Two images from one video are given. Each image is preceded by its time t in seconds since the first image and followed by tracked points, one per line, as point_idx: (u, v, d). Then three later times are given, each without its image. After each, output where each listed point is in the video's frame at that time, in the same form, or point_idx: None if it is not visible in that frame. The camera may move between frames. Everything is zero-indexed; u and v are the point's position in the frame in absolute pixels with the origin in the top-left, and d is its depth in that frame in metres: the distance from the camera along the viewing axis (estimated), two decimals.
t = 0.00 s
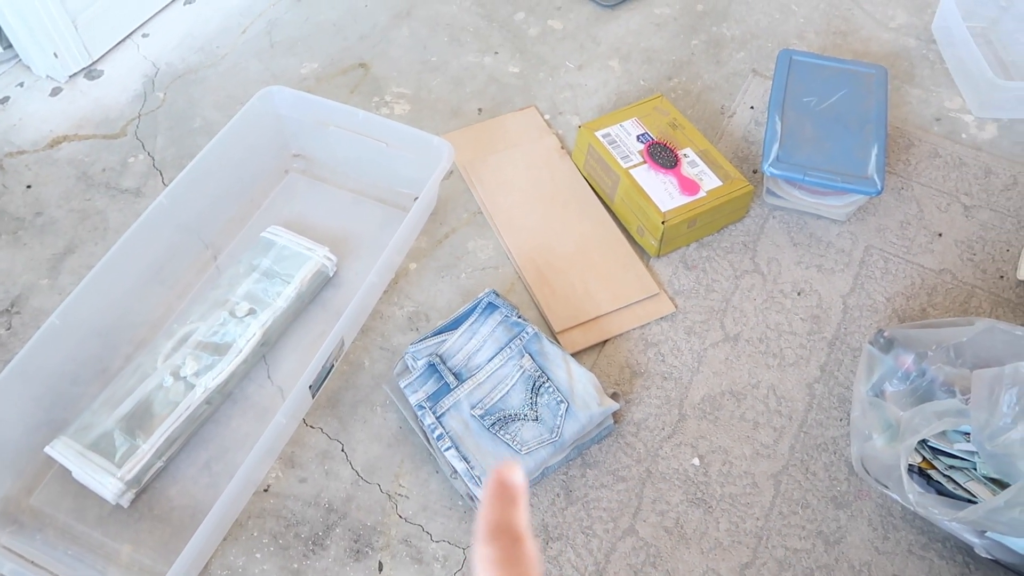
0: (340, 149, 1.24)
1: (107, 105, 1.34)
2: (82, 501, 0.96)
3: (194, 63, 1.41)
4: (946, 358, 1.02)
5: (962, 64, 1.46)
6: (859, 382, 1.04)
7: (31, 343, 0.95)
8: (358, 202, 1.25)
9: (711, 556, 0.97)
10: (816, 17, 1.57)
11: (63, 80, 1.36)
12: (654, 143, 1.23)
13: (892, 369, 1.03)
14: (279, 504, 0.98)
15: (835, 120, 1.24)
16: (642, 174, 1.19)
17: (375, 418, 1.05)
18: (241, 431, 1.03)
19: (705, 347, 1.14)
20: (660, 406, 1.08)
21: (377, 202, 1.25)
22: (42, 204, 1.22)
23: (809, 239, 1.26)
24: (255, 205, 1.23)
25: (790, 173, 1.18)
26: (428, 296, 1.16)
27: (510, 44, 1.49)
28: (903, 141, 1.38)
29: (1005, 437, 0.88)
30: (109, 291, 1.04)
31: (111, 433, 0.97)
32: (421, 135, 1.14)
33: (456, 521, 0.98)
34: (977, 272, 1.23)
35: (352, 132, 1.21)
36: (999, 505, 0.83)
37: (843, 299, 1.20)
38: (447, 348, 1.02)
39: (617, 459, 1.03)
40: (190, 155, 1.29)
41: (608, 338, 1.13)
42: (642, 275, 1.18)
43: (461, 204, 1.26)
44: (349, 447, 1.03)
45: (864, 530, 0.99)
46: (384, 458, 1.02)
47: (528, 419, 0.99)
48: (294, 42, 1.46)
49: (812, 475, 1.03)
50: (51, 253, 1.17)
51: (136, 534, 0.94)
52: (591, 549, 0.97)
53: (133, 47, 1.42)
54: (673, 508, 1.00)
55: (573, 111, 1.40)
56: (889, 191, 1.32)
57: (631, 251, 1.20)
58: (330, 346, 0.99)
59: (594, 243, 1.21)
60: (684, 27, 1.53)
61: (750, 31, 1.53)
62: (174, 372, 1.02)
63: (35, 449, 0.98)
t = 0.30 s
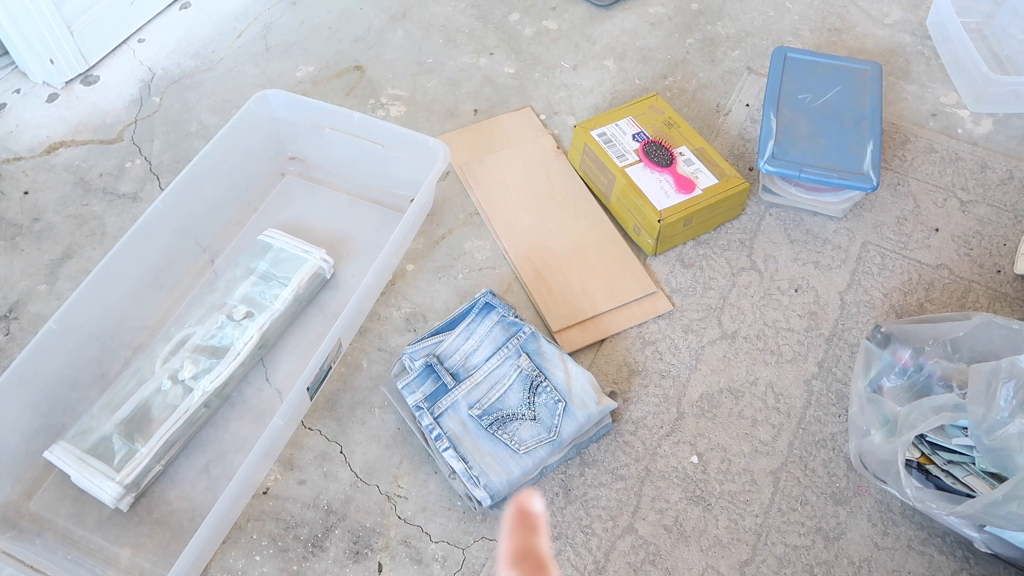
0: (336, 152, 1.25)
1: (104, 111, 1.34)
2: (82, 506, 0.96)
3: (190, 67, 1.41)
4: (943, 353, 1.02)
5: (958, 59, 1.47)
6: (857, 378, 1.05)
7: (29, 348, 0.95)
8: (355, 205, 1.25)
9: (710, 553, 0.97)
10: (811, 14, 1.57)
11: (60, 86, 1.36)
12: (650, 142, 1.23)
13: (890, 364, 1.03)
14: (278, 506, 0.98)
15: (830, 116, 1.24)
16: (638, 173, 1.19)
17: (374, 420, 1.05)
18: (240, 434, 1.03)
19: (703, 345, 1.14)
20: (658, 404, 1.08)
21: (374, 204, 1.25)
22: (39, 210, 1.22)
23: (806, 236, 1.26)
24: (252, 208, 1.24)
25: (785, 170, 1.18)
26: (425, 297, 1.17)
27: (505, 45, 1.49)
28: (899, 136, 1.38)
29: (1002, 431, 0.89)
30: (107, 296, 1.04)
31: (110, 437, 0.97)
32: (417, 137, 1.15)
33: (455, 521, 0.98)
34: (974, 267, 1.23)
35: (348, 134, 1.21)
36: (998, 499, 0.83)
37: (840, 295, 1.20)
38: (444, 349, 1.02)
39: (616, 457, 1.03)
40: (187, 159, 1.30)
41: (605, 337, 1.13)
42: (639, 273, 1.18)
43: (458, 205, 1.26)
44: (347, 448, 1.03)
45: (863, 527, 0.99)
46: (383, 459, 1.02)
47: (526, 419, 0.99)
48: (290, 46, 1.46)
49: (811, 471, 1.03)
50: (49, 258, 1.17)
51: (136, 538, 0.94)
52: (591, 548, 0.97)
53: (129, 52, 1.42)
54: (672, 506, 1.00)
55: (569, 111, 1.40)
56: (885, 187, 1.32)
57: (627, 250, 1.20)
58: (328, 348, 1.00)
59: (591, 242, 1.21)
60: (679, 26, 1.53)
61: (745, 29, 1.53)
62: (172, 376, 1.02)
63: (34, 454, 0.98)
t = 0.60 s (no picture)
0: (333, 154, 1.25)
1: (102, 116, 1.34)
2: (82, 510, 0.96)
3: (187, 72, 1.41)
4: (941, 348, 1.02)
5: (954, 56, 1.47)
6: (855, 374, 1.05)
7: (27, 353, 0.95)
8: (353, 207, 1.25)
9: (711, 552, 0.97)
10: (806, 12, 1.57)
11: (57, 92, 1.37)
12: (646, 141, 1.23)
13: (888, 361, 1.03)
14: (279, 509, 0.98)
15: (827, 113, 1.24)
16: (635, 172, 1.19)
17: (373, 422, 1.05)
18: (239, 437, 1.03)
19: (701, 343, 1.14)
20: (658, 403, 1.08)
21: (372, 206, 1.25)
22: (38, 216, 1.22)
23: (804, 233, 1.26)
24: (250, 211, 1.24)
25: (782, 167, 1.18)
26: (423, 298, 1.17)
27: (501, 46, 1.49)
28: (896, 133, 1.38)
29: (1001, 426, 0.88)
30: (106, 301, 1.05)
31: (109, 442, 0.97)
32: (413, 138, 1.15)
33: (455, 522, 0.98)
34: (972, 263, 1.23)
35: (345, 137, 1.21)
36: (997, 494, 0.84)
37: (839, 292, 1.20)
38: (443, 350, 1.03)
39: (615, 456, 1.04)
40: (184, 163, 1.30)
41: (603, 337, 1.13)
42: (637, 273, 1.18)
43: (456, 207, 1.26)
44: (347, 450, 1.03)
45: (863, 523, 0.99)
46: (383, 461, 1.02)
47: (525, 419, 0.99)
48: (286, 49, 1.46)
49: (810, 469, 1.03)
50: (47, 264, 1.17)
51: (137, 542, 0.95)
52: (591, 547, 0.97)
53: (126, 57, 1.43)
54: (672, 504, 1.00)
55: (565, 111, 1.40)
56: (882, 184, 1.32)
57: (625, 249, 1.21)
58: (327, 350, 1.00)
59: (589, 241, 1.21)
60: (675, 25, 1.53)
61: (740, 28, 1.54)
62: (171, 379, 1.02)
63: (34, 459, 0.98)
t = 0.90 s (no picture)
0: (332, 156, 1.25)
1: (101, 119, 1.35)
2: (84, 512, 0.97)
3: (186, 75, 1.42)
4: (940, 344, 1.02)
5: (950, 54, 1.47)
6: (854, 371, 1.05)
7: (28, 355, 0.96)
8: (352, 208, 1.26)
9: (711, 549, 0.98)
10: (803, 11, 1.57)
11: (56, 95, 1.37)
12: (644, 140, 1.23)
13: (887, 357, 1.04)
14: (280, 509, 0.99)
15: (824, 112, 1.25)
16: (633, 171, 1.20)
17: (373, 422, 1.05)
18: (240, 438, 1.03)
19: (700, 342, 1.14)
20: (657, 401, 1.09)
21: (371, 207, 1.25)
22: (37, 219, 1.22)
23: (802, 231, 1.26)
24: (250, 213, 1.24)
25: (780, 166, 1.18)
26: (423, 298, 1.17)
27: (499, 47, 1.49)
28: (893, 130, 1.38)
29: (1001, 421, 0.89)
30: (106, 303, 1.05)
31: (110, 443, 0.97)
32: (412, 139, 1.15)
33: (456, 521, 0.98)
34: (970, 259, 1.23)
35: (344, 138, 1.21)
36: (995, 489, 0.84)
37: (837, 289, 1.20)
38: (442, 350, 1.03)
39: (615, 454, 1.04)
40: (183, 166, 1.30)
41: (603, 335, 1.13)
42: (637, 272, 1.19)
43: (454, 207, 1.27)
44: (348, 450, 1.03)
45: (863, 519, 1.00)
46: (383, 461, 1.02)
47: (524, 417, 0.99)
48: (284, 51, 1.47)
49: (810, 466, 1.04)
50: (47, 267, 1.18)
51: (139, 543, 0.95)
52: (592, 545, 0.97)
53: (125, 61, 1.43)
54: (672, 502, 1.01)
55: (563, 111, 1.41)
56: (879, 181, 1.32)
57: (624, 248, 1.21)
58: (327, 350, 1.00)
59: (588, 241, 1.21)
60: (672, 24, 1.54)
61: (737, 27, 1.54)
62: (172, 381, 1.03)
63: (35, 462, 0.98)
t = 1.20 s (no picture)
0: (331, 158, 1.26)
1: (100, 122, 1.35)
2: (85, 514, 0.97)
3: (185, 78, 1.42)
4: (937, 341, 1.02)
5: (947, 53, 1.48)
6: (852, 369, 1.05)
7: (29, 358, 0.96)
8: (351, 209, 1.26)
9: (711, 547, 0.98)
10: (799, 12, 1.58)
11: (55, 99, 1.37)
12: (642, 141, 1.24)
13: (885, 355, 1.04)
14: (281, 510, 0.99)
15: (821, 111, 1.25)
16: (631, 171, 1.20)
17: (374, 422, 1.06)
18: (241, 439, 1.03)
19: (699, 341, 1.15)
20: (657, 400, 1.09)
21: (370, 208, 1.26)
22: (37, 222, 1.23)
23: (800, 230, 1.27)
24: (249, 215, 1.24)
25: (777, 165, 1.19)
26: (422, 299, 1.17)
27: (497, 49, 1.50)
28: (890, 130, 1.39)
29: (998, 417, 0.89)
30: (106, 306, 1.05)
31: (111, 445, 0.98)
32: (410, 140, 1.16)
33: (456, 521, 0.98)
34: (967, 257, 1.23)
35: (343, 140, 1.22)
36: (993, 484, 0.85)
37: (835, 288, 1.21)
38: (442, 350, 1.03)
39: (615, 454, 1.04)
40: (182, 168, 1.30)
41: (602, 335, 1.14)
42: (635, 272, 1.19)
43: (453, 208, 1.27)
44: (348, 451, 1.03)
45: (863, 517, 1.00)
46: (384, 461, 1.03)
47: (524, 417, 1.00)
48: (283, 54, 1.47)
49: (809, 464, 1.04)
50: (47, 270, 1.18)
51: (140, 545, 0.95)
52: (592, 544, 0.98)
53: (123, 64, 1.43)
54: (672, 501, 1.01)
55: (561, 112, 1.41)
56: (877, 180, 1.33)
57: (622, 248, 1.21)
58: (327, 351, 1.00)
59: (587, 241, 1.22)
60: (669, 26, 1.54)
61: (734, 28, 1.55)
62: (172, 383, 1.03)
63: (35, 465, 0.98)
